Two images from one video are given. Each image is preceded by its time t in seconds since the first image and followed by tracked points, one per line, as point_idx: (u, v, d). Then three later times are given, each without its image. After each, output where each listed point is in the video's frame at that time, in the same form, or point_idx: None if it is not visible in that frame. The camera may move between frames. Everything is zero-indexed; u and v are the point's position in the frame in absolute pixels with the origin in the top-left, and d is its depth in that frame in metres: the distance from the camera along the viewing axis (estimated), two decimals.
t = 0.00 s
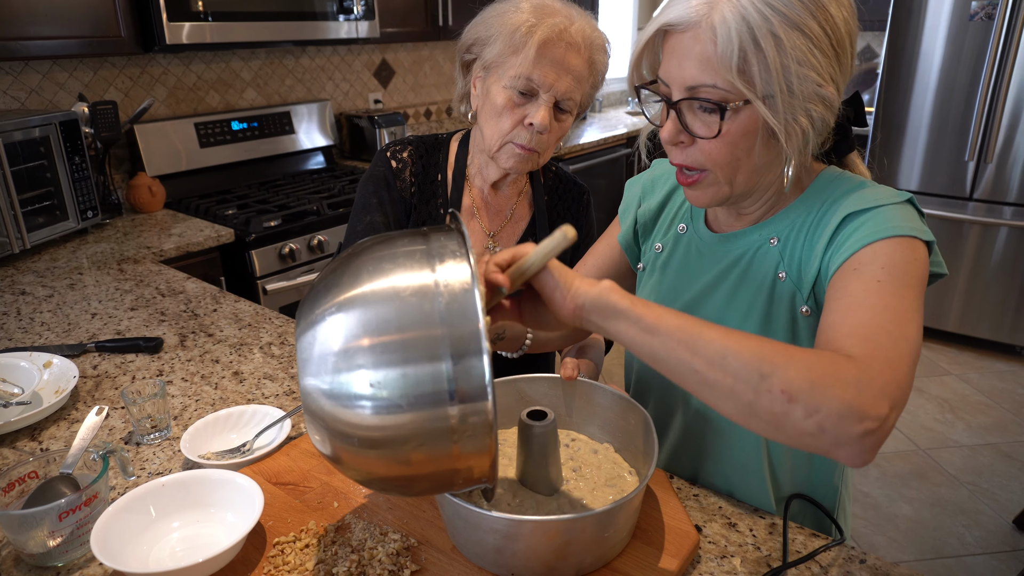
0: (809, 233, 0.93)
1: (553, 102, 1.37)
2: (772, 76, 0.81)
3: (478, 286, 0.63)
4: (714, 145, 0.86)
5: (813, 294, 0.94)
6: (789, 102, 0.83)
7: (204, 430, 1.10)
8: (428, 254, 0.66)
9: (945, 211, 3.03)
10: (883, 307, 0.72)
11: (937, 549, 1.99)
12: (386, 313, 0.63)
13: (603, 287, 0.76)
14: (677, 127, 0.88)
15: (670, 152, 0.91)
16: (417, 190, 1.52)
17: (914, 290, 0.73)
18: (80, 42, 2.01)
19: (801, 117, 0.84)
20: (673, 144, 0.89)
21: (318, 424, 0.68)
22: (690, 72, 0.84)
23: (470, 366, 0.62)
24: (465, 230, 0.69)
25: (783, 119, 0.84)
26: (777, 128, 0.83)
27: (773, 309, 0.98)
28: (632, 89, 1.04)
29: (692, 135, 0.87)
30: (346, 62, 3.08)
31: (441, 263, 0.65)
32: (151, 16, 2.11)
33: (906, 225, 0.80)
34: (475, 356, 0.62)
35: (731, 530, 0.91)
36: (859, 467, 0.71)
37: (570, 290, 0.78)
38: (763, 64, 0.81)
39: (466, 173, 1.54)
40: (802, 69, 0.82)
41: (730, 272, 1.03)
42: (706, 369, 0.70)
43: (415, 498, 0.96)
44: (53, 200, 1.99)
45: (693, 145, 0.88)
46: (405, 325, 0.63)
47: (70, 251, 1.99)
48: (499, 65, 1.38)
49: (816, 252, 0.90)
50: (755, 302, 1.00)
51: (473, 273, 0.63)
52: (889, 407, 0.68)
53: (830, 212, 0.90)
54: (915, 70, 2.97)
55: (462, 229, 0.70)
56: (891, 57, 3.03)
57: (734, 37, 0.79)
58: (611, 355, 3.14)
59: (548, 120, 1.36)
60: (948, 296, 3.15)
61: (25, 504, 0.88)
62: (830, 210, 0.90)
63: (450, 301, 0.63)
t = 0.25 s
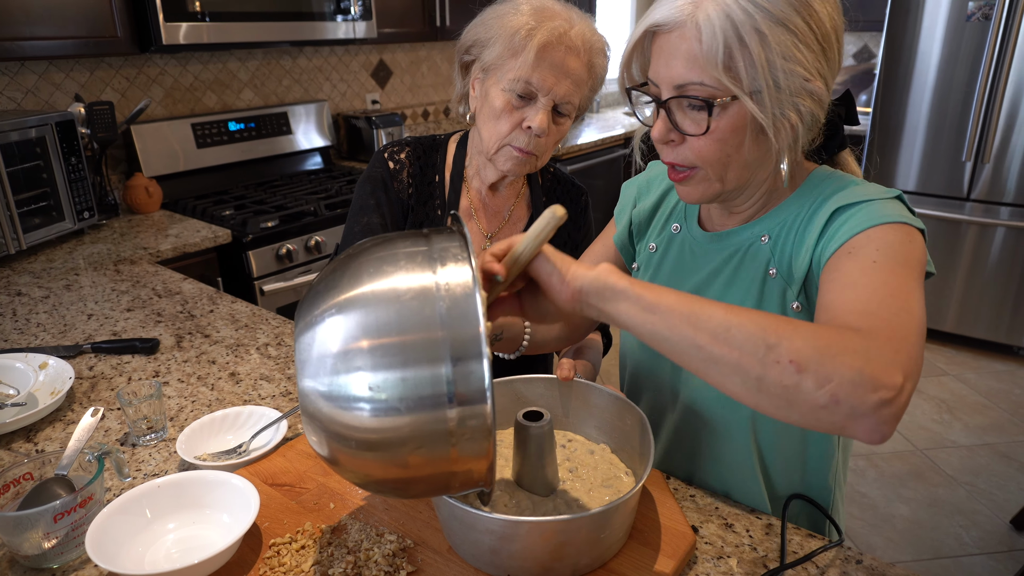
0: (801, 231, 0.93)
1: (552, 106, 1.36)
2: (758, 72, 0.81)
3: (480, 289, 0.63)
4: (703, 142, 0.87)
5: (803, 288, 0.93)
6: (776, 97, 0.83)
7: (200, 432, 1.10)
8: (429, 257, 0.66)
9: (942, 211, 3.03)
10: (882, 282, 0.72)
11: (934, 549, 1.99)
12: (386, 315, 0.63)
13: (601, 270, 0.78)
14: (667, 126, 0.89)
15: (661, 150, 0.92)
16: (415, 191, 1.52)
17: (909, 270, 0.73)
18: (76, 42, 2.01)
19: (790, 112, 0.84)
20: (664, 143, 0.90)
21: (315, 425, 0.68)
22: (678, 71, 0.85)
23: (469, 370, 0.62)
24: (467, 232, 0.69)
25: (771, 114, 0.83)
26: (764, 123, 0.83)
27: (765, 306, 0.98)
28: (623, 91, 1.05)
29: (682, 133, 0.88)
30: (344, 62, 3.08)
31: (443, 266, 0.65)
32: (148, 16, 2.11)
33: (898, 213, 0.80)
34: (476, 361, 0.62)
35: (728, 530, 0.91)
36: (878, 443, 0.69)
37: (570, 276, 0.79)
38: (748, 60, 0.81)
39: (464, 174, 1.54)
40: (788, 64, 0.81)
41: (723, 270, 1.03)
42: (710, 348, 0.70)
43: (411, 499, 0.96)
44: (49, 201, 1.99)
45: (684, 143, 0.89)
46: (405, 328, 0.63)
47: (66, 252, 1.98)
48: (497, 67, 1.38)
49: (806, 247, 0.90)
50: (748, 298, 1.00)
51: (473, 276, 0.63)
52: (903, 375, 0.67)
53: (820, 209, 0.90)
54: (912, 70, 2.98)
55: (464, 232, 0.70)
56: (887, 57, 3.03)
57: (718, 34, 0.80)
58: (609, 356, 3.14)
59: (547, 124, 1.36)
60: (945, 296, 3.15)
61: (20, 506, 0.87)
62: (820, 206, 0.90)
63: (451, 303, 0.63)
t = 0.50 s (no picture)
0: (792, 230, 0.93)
1: (551, 107, 1.37)
2: (744, 65, 0.82)
3: (475, 287, 0.63)
4: (691, 137, 0.87)
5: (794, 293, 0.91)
6: (762, 90, 0.83)
7: (197, 432, 1.09)
8: (425, 255, 0.66)
9: (940, 211, 3.04)
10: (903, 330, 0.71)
11: (932, 548, 1.99)
12: (383, 314, 0.63)
13: (555, 402, 0.70)
14: (656, 121, 0.89)
15: (651, 146, 0.93)
16: (413, 190, 1.52)
17: (923, 299, 0.72)
18: (72, 42, 2.01)
19: (777, 106, 0.84)
20: (653, 137, 0.91)
21: (313, 423, 0.68)
22: (664, 65, 0.85)
23: (463, 368, 0.62)
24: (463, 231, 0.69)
25: (757, 107, 0.84)
26: (751, 116, 0.84)
27: (757, 308, 0.97)
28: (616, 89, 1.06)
29: (671, 128, 0.88)
30: (341, 62, 3.07)
31: (438, 264, 0.65)
32: (145, 16, 2.10)
33: (890, 223, 0.78)
34: (471, 358, 0.62)
35: (726, 530, 0.91)
36: (926, 502, 0.74)
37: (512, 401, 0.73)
38: (733, 53, 0.82)
39: (463, 175, 1.53)
40: (774, 58, 0.82)
41: (715, 271, 1.03)
42: (746, 428, 0.71)
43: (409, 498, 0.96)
44: (46, 201, 1.98)
45: (672, 138, 0.89)
46: (401, 327, 0.63)
47: (63, 252, 1.98)
48: (496, 67, 1.37)
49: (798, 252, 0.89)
50: (740, 300, 0.99)
51: (470, 274, 0.63)
52: (942, 437, 0.69)
53: (812, 209, 0.90)
54: (909, 71, 2.98)
55: (459, 231, 0.70)
56: (885, 57, 3.04)
57: (704, 27, 0.80)
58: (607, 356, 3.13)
59: (545, 126, 1.36)
60: (943, 295, 3.16)
61: (17, 507, 0.87)
62: (812, 207, 0.90)
63: (447, 301, 0.63)
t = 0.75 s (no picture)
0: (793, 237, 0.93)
1: (549, 108, 1.37)
2: (733, 67, 0.82)
3: (455, 290, 0.63)
4: (684, 142, 0.87)
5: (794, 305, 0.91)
6: (753, 93, 0.83)
7: (194, 432, 1.09)
8: (407, 257, 0.67)
9: (937, 211, 3.04)
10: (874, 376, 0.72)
11: (929, 548, 1.99)
12: (366, 319, 0.64)
13: (554, 493, 0.69)
14: (647, 127, 0.88)
15: (643, 153, 0.92)
16: (411, 190, 1.52)
17: (898, 344, 0.73)
18: (70, 42, 2.00)
19: (768, 107, 0.84)
20: (645, 144, 0.90)
21: (302, 429, 0.67)
22: (654, 71, 0.85)
23: (443, 375, 0.61)
24: (447, 232, 0.70)
25: (749, 109, 0.84)
26: (743, 118, 0.84)
27: (757, 318, 0.97)
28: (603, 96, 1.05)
29: (663, 134, 0.88)
30: (339, 62, 3.07)
31: (420, 268, 0.65)
32: (143, 16, 2.10)
33: (878, 249, 0.77)
34: (451, 365, 0.61)
35: (723, 530, 0.92)
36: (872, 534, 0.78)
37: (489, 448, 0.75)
38: (722, 56, 0.82)
39: (460, 175, 1.53)
40: (762, 59, 0.82)
41: (715, 278, 1.03)
42: (715, 486, 0.71)
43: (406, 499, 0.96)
44: (43, 202, 1.98)
45: (665, 144, 0.89)
46: (382, 333, 0.63)
47: (60, 253, 1.97)
48: (495, 69, 1.37)
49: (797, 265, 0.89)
50: (740, 310, 0.99)
51: (450, 278, 0.63)
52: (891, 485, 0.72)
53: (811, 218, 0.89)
54: (906, 71, 2.99)
55: (443, 232, 0.70)
56: (882, 57, 3.04)
57: (691, 32, 0.81)
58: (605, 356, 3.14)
59: (544, 127, 1.36)
60: (939, 295, 3.16)
61: (13, 508, 0.87)
62: (812, 216, 0.90)
63: (427, 305, 0.62)
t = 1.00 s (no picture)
0: (784, 238, 0.92)
1: (549, 109, 1.36)
2: (727, 75, 0.81)
3: (435, 288, 0.62)
4: (679, 151, 0.86)
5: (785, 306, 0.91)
6: (748, 99, 0.83)
7: (192, 433, 1.09)
8: (388, 258, 0.66)
9: (935, 211, 3.04)
10: (875, 370, 0.71)
11: (928, 548, 1.99)
12: (348, 319, 0.63)
13: (526, 516, 0.69)
14: (641, 137, 0.88)
15: (638, 162, 0.92)
16: (409, 190, 1.51)
17: (899, 335, 0.72)
18: (68, 42, 2.00)
19: (763, 113, 0.84)
20: (639, 154, 0.90)
21: (291, 432, 0.67)
22: (647, 80, 0.84)
23: (425, 371, 0.61)
24: (427, 233, 0.69)
25: (744, 116, 0.84)
26: (738, 126, 0.83)
27: (749, 319, 0.97)
28: (594, 103, 1.05)
29: (657, 143, 0.87)
30: (337, 62, 3.07)
31: (399, 269, 0.64)
32: (140, 16, 2.10)
33: (872, 243, 0.77)
34: (432, 362, 0.61)
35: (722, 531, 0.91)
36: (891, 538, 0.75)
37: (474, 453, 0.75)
38: (715, 63, 0.81)
39: (459, 174, 1.53)
40: (757, 65, 0.82)
41: (708, 279, 1.02)
42: (720, 500, 0.68)
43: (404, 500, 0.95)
44: (40, 202, 1.97)
45: (660, 153, 0.88)
46: (362, 334, 0.62)
47: (58, 253, 1.97)
48: (495, 69, 1.37)
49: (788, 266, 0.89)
50: (732, 311, 0.99)
51: (429, 276, 0.63)
52: (905, 482, 0.69)
53: (802, 218, 0.89)
54: (905, 71, 2.99)
55: (423, 232, 0.70)
56: (881, 57, 3.04)
57: (683, 41, 0.80)
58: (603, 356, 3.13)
59: (543, 127, 1.36)
60: (938, 295, 3.16)
61: (9, 510, 0.87)
62: (802, 216, 0.90)
63: (406, 304, 0.62)
